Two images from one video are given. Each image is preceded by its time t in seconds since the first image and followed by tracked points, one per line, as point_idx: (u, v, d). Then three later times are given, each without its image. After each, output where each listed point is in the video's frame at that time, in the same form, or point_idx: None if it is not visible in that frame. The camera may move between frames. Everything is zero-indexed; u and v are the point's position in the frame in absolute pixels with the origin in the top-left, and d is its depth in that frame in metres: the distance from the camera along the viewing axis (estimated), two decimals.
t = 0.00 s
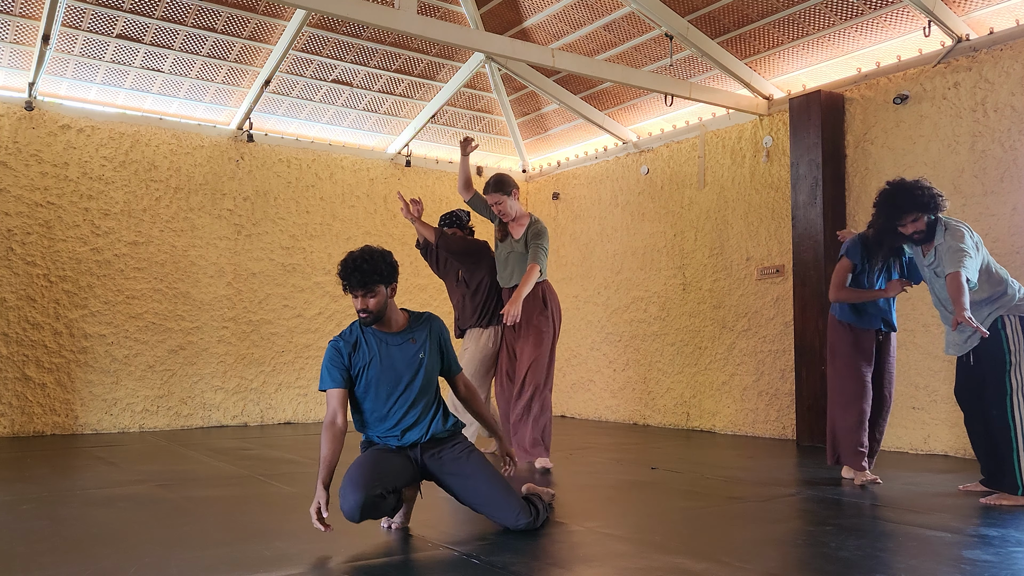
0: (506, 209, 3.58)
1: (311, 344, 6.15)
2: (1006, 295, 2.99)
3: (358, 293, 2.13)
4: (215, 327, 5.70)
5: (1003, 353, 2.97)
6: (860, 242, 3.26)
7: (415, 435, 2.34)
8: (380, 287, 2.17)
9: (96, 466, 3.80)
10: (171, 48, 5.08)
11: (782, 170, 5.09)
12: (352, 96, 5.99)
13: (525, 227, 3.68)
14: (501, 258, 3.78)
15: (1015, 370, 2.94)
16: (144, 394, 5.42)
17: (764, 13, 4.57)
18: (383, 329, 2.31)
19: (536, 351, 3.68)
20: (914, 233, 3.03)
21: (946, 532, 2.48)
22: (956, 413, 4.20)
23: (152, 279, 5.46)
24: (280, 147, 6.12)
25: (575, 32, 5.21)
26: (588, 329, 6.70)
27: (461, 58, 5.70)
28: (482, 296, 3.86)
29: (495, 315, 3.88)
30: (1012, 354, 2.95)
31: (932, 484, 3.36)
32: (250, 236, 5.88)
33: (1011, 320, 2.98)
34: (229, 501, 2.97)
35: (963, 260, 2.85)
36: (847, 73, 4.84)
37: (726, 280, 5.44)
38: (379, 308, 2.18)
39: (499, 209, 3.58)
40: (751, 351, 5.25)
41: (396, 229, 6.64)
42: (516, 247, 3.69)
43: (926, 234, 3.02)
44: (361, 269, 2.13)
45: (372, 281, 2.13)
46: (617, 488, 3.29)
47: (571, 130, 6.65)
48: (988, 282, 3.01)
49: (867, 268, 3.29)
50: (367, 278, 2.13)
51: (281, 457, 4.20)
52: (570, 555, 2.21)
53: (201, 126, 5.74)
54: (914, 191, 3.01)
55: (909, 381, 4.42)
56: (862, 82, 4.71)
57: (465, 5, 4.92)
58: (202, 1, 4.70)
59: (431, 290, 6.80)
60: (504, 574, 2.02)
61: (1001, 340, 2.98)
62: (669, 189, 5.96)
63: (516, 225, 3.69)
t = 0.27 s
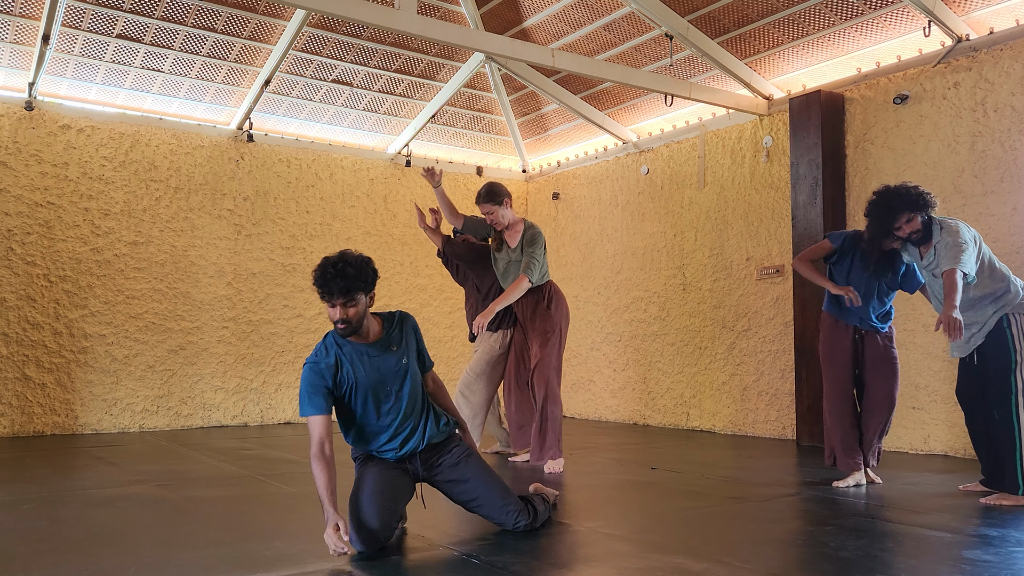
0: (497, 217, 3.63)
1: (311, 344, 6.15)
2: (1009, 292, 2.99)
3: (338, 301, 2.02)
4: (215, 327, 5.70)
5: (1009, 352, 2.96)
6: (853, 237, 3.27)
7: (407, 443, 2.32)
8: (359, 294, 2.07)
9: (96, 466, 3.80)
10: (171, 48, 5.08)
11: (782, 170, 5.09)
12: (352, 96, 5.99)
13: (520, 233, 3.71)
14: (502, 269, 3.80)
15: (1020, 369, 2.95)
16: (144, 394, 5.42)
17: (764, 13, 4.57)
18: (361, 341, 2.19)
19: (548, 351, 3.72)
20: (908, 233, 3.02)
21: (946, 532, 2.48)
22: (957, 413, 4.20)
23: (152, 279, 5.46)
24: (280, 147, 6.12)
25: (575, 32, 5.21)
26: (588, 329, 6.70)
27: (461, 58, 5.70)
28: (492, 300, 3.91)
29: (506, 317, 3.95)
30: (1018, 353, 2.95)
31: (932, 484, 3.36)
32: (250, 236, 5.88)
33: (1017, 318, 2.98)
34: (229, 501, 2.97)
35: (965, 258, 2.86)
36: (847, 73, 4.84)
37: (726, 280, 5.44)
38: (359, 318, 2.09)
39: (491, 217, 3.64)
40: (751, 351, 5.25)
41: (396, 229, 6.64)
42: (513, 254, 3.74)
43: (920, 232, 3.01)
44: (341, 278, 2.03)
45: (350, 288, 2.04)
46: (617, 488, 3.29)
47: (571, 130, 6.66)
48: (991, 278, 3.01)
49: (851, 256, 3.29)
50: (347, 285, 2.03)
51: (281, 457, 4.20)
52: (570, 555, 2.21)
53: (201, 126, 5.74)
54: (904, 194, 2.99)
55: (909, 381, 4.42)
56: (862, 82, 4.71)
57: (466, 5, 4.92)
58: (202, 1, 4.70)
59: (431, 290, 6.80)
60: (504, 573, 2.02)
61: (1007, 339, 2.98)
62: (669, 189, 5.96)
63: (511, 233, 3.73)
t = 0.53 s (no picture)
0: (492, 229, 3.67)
1: (311, 344, 6.14)
2: (1007, 291, 3.01)
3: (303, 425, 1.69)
4: (215, 327, 5.70)
5: (1010, 351, 2.97)
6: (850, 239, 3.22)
7: (391, 462, 2.18)
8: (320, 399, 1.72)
9: (96, 466, 3.80)
10: (171, 48, 5.08)
11: (782, 170, 5.09)
12: (352, 96, 5.99)
13: (520, 242, 3.72)
14: (508, 283, 3.80)
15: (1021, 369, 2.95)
16: (144, 394, 5.42)
17: (764, 13, 4.57)
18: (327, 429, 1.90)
19: (565, 358, 3.68)
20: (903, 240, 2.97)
21: (946, 532, 2.48)
22: (957, 413, 4.20)
23: (152, 279, 5.45)
24: (280, 147, 6.11)
25: (575, 32, 5.21)
26: (588, 329, 6.70)
27: (461, 58, 5.70)
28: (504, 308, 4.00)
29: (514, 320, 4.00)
30: (1020, 353, 2.96)
31: (932, 484, 3.36)
32: (250, 236, 5.88)
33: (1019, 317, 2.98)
34: (229, 501, 2.97)
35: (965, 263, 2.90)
36: (847, 72, 4.84)
37: (726, 280, 5.44)
38: (322, 428, 1.78)
39: (487, 230, 3.69)
40: (751, 351, 5.25)
41: (396, 229, 6.64)
42: (512, 266, 3.75)
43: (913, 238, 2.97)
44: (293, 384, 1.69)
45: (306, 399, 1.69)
46: (617, 488, 3.29)
47: (571, 130, 6.65)
48: (990, 278, 3.01)
49: (840, 257, 3.22)
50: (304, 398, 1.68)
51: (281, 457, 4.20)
52: (570, 555, 2.21)
53: (201, 126, 5.74)
54: (898, 203, 2.94)
55: (909, 381, 4.42)
56: (862, 82, 4.71)
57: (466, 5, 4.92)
58: (201, 1, 4.70)
59: (431, 290, 6.80)
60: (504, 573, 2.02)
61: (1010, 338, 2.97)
62: (669, 189, 5.96)
63: (511, 245, 3.74)
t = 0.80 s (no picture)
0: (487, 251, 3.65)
1: (311, 344, 6.14)
2: (1004, 292, 3.00)
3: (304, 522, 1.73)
4: (215, 327, 5.70)
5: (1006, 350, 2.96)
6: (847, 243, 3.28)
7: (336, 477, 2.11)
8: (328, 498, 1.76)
9: (96, 466, 3.80)
10: (171, 48, 5.08)
11: (783, 170, 5.09)
12: (352, 96, 5.99)
13: (517, 258, 3.73)
14: (513, 302, 3.85)
15: (1017, 368, 2.95)
16: (144, 394, 5.42)
17: (764, 13, 4.57)
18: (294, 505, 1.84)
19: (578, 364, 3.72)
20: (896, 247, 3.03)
21: (946, 532, 2.48)
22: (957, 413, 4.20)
23: (152, 279, 5.45)
24: (280, 147, 6.11)
25: (575, 32, 5.21)
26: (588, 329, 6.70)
27: (461, 58, 5.70)
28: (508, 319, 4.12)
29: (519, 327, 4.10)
30: (1015, 352, 2.95)
31: (932, 484, 3.36)
32: (250, 236, 5.88)
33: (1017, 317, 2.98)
34: (229, 501, 2.97)
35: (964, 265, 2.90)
36: (847, 73, 4.84)
37: (726, 280, 5.44)
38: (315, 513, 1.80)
39: (482, 253, 3.66)
40: (751, 351, 5.25)
41: (396, 229, 6.64)
42: (512, 284, 3.79)
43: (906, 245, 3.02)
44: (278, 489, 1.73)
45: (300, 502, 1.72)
46: (617, 488, 3.29)
47: (571, 130, 6.65)
48: (986, 280, 3.01)
49: (833, 261, 3.31)
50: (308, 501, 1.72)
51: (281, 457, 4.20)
52: (570, 555, 2.21)
53: (201, 126, 5.74)
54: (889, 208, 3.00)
55: (909, 381, 4.42)
56: (862, 82, 4.71)
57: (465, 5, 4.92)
58: (201, 1, 4.70)
59: (431, 290, 6.80)
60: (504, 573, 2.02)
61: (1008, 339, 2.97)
62: (669, 189, 5.96)
63: (508, 264, 3.74)
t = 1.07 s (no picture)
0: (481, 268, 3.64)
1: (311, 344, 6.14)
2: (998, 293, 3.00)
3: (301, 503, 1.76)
4: (215, 327, 5.70)
5: (997, 349, 2.97)
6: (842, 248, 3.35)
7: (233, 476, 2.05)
8: (311, 482, 1.79)
9: (96, 466, 3.80)
10: (171, 48, 5.08)
11: (783, 170, 5.08)
12: (352, 96, 5.99)
13: (508, 269, 3.70)
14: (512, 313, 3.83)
15: (1008, 365, 2.96)
16: (144, 394, 5.42)
17: (764, 13, 4.57)
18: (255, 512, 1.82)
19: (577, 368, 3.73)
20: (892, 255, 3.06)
21: (946, 532, 2.48)
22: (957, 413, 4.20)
23: (152, 279, 5.45)
24: (280, 147, 6.11)
25: (575, 32, 5.21)
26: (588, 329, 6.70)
27: (461, 58, 5.71)
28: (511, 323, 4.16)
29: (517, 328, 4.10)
30: (1006, 350, 2.96)
31: (932, 484, 3.36)
32: (250, 236, 5.88)
33: (1008, 315, 2.98)
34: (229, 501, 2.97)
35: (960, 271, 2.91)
36: (847, 73, 4.84)
37: (726, 280, 5.44)
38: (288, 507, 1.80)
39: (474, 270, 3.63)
40: (751, 351, 5.25)
41: (396, 229, 6.63)
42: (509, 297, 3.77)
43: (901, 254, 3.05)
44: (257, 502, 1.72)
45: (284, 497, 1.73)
46: (617, 488, 3.29)
47: (571, 130, 6.65)
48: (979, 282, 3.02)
49: (826, 267, 3.37)
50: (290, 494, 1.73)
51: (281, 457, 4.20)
52: (570, 555, 2.21)
53: (201, 126, 5.74)
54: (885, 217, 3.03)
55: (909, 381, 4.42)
56: (862, 82, 4.71)
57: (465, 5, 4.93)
58: (202, 1, 4.70)
59: (431, 290, 6.80)
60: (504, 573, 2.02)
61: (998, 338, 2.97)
62: (669, 189, 5.96)
63: (501, 277, 3.73)
